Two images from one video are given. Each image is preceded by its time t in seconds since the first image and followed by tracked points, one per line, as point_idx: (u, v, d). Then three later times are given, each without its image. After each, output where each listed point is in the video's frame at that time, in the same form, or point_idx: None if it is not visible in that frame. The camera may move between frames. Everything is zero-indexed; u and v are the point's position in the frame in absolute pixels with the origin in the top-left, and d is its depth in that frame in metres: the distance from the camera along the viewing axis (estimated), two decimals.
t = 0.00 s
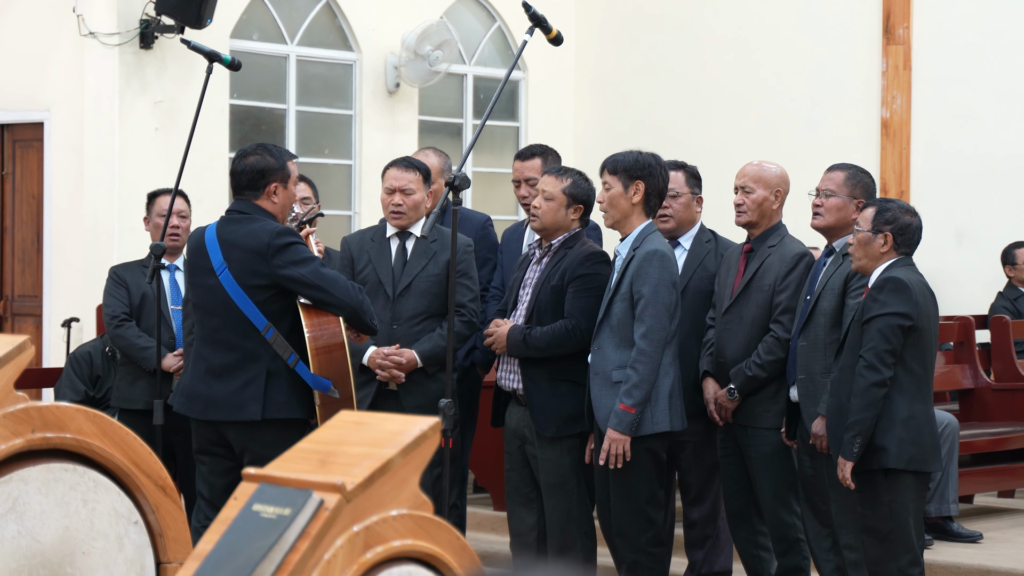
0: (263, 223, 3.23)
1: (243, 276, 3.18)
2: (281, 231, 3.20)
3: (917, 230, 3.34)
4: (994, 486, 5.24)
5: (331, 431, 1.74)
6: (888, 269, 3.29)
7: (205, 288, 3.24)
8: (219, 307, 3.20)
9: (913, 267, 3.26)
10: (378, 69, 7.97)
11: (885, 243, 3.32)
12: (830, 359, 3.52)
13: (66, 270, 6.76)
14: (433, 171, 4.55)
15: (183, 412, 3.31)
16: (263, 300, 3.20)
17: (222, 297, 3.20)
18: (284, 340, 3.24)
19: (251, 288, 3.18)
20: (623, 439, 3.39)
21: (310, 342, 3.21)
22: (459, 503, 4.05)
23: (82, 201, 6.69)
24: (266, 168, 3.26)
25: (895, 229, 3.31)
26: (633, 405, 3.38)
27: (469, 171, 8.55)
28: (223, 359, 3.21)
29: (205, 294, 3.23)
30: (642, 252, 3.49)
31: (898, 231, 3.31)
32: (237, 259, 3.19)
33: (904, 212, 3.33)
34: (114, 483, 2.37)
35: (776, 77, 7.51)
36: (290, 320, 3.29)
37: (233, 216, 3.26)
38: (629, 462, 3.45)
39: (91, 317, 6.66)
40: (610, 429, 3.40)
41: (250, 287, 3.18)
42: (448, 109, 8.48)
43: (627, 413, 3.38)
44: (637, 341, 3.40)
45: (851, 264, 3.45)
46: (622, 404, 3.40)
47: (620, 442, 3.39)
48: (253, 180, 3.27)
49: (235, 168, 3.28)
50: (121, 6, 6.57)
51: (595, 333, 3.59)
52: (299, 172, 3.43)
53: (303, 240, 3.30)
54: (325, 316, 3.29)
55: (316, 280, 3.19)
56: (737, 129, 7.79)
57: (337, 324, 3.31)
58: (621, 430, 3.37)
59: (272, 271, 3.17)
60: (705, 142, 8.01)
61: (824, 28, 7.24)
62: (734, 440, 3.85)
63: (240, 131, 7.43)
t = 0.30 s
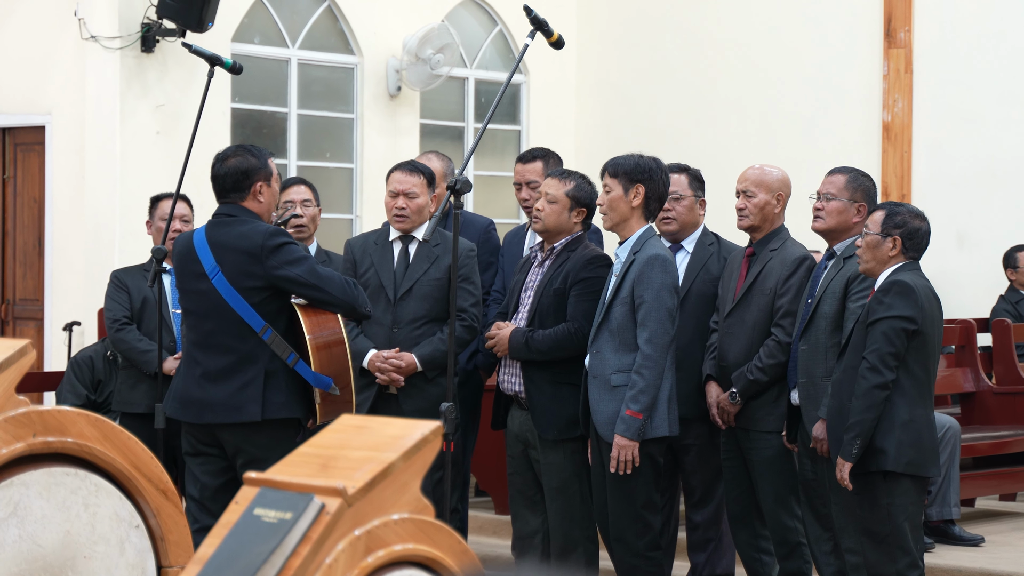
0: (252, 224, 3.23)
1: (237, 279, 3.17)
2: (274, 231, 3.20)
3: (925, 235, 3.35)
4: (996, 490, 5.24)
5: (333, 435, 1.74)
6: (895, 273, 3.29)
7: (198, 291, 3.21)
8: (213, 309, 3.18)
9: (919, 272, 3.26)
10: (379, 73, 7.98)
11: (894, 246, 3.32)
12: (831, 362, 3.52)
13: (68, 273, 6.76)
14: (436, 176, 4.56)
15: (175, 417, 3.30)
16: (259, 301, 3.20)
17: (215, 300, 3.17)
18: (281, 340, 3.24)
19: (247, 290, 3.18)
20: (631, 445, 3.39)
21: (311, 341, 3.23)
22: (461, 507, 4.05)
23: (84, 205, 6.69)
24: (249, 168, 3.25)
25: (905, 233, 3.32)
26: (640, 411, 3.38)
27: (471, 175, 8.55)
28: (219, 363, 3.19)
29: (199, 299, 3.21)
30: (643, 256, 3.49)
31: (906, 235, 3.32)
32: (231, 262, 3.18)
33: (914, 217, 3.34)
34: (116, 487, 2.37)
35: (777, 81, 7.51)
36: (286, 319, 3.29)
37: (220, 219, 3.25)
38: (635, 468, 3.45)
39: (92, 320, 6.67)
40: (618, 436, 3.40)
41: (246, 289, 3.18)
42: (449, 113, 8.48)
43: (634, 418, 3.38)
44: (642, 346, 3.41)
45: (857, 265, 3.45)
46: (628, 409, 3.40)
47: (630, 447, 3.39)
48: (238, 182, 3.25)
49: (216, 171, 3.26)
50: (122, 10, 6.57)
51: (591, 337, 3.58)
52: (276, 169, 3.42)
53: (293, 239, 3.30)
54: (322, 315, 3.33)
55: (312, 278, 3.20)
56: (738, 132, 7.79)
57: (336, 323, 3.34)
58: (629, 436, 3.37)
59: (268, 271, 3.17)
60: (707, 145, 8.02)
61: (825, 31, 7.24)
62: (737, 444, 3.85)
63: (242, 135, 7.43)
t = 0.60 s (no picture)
0: (236, 229, 3.23)
1: (224, 284, 3.17)
2: (259, 236, 3.20)
3: (926, 240, 3.36)
4: (995, 493, 5.24)
5: (331, 440, 1.74)
6: (896, 278, 3.29)
7: (182, 298, 3.20)
8: (200, 315, 3.17)
9: (921, 277, 3.26)
10: (379, 77, 7.99)
11: (896, 252, 3.32)
12: (831, 366, 3.52)
13: (67, 277, 6.76)
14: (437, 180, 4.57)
15: (161, 425, 3.28)
16: (246, 305, 3.20)
17: (201, 305, 3.17)
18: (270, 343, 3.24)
19: (233, 295, 3.18)
20: (629, 449, 3.38)
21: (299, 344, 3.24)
22: (459, 511, 4.04)
23: (84, 209, 6.70)
24: (233, 173, 3.26)
25: (906, 239, 3.32)
26: (637, 414, 3.38)
27: (471, 178, 8.55)
28: (205, 369, 3.19)
29: (185, 307, 3.20)
30: (638, 260, 3.50)
31: (908, 240, 3.32)
32: (217, 267, 3.17)
33: (914, 222, 3.35)
34: (114, 491, 2.37)
35: (776, 85, 7.52)
36: (272, 322, 3.29)
37: (202, 225, 3.24)
38: (633, 472, 3.45)
39: (91, 324, 6.67)
40: (615, 440, 3.40)
41: (233, 294, 3.18)
42: (449, 116, 8.49)
43: (631, 422, 3.38)
44: (637, 349, 3.41)
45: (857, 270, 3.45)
46: (625, 413, 3.39)
47: (627, 452, 3.39)
48: (221, 187, 3.25)
49: (197, 177, 3.25)
50: (122, 14, 6.58)
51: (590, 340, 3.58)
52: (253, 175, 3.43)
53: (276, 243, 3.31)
54: (312, 320, 3.34)
55: (298, 281, 3.21)
56: (738, 136, 7.80)
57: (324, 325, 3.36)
58: (626, 441, 3.37)
59: (255, 276, 3.17)
60: (706, 149, 8.02)
61: (824, 35, 7.25)
62: (735, 448, 3.84)
63: (241, 139, 7.44)
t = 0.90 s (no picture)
0: (220, 234, 3.21)
1: (210, 290, 3.16)
2: (245, 241, 3.20)
3: (921, 244, 3.36)
4: (991, 497, 5.25)
5: (329, 443, 1.73)
6: (892, 283, 3.30)
7: (165, 303, 3.18)
8: (186, 320, 3.16)
9: (917, 281, 3.27)
10: (375, 81, 8.00)
11: (891, 256, 3.32)
12: (827, 370, 3.53)
13: (63, 281, 6.75)
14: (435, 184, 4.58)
15: (145, 431, 3.26)
16: (233, 310, 3.19)
17: (187, 311, 3.16)
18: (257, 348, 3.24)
19: (220, 300, 3.17)
20: (627, 454, 3.39)
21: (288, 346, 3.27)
22: (456, 515, 4.03)
23: (79, 212, 6.69)
24: (217, 178, 3.25)
25: (902, 243, 3.32)
26: (634, 419, 3.38)
27: (467, 182, 8.55)
28: (190, 374, 3.18)
29: (167, 311, 3.18)
30: (633, 265, 3.50)
31: (903, 245, 3.32)
32: (203, 273, 3.16)
33: (910, 226, 3.35)
34: (110, 495, 2.36)
35: (772, 88, 7.54)
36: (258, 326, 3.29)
37: (186, 231, 3.22)
38: (632, 478, 3.45)
39: (88, 328, 6.66)
40: (613, 445, 3.40)
41: (220, 300, 3.17)
42: (445, 120, 8.50)
43: (629, 427, 3.38)
44: (635, 354, 3.42)
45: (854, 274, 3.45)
46: (623, 418, 3.40)
47: (626, 456, 3.39)
48: (205, 192, 3.23)
49: (180, 182, 3.23)
50: (118, 17, 6.58)
51: (590, 345, 3.59)
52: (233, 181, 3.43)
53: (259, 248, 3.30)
54: (300, 323, 3.37)
55: (286, 286, 3.22)
56: (734, 140, 7.81)
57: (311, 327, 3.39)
58: (624, 445, 3.38)
59: (242, 281, 3.16)
60: (702, 153, 8.03)
61: (820, 40, 7.26)
62: (731, 451, 3.84)
63: (237, 143, 7.44)
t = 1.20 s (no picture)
0: (210, 238, 3.22)
1: (203, 294, 3.16)
2: (235, 245, 3.21)
3: (915, 248, 3.37)
4: (988, 501, 5.25)
5: (326, 447, 1.73)
6: (887, 287, 3.30)
7: (157, 309, 3.17)
8: (181, 325, 3.15)
9: (912, 285, 3.27)
10: (372, 85, 8.00)
11: (885, 261, 3.33)
12: (825, 374, 3.54)
13: (60, 285, 6.74)
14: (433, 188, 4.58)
15: (137, 437, 3.24)
16: (225, 314, 3.19)
17: (179, 316, 3.15)
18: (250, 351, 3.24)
19: (213, 304, 3.17)
20: (632, 457, 3.41)
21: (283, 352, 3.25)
22: (453, 519, 4.03)
23: (77, 216, 6.69)
24: (204, 183, 3.25)
25: (896, 247, 3.33)
26: (639, 423, 3.40)
27: (464, 186, 8.55)
28: (184, 379, 3.17)
29: (160, 317, 3.17)
30: (635, 269, 3.52)
31: (898, 249, 3.33)
32: (195, 277, 3.16)
33: (904, 230, 3.35)
34: (107, 499, 2.36)
35: (769, 92, 7.55)
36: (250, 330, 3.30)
37: (175, 236, 3.22)
38: (637, 481, 3.47)
39: (84, 332, 6.65)
40: (618, 449, 3.42)
41: (213, 304, 3.17)
42: (443, 124, 8.51)
43: (634, 431, 3.40)
44: (638, 359, 3.43)
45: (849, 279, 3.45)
46: (627, 422, 3.42)
47: (631, 460, 3.41)
48: (192, 197, 3.23)
49: (166, 188, 3.22)
50: (115, 21, 6.57)
51: (591, 350, 3.60)
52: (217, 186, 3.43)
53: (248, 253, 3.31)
54: (292, 326, 3.35)
55: (277, 289, 3.24)
56: (731, 144, 7.82)
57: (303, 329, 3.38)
58: (629, 449, 3.40)
59: (234, 284, 3.18)
60: (700, 156, 8.04)
61: (817, 44, 7.27)
62: (728, 455, 3.85)
63: (234, 146, 7.43)
